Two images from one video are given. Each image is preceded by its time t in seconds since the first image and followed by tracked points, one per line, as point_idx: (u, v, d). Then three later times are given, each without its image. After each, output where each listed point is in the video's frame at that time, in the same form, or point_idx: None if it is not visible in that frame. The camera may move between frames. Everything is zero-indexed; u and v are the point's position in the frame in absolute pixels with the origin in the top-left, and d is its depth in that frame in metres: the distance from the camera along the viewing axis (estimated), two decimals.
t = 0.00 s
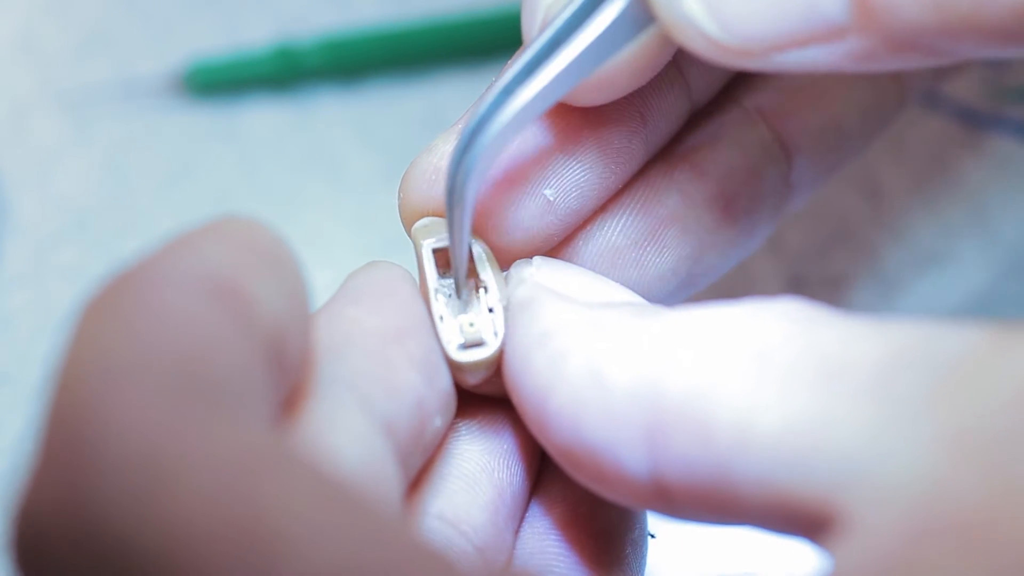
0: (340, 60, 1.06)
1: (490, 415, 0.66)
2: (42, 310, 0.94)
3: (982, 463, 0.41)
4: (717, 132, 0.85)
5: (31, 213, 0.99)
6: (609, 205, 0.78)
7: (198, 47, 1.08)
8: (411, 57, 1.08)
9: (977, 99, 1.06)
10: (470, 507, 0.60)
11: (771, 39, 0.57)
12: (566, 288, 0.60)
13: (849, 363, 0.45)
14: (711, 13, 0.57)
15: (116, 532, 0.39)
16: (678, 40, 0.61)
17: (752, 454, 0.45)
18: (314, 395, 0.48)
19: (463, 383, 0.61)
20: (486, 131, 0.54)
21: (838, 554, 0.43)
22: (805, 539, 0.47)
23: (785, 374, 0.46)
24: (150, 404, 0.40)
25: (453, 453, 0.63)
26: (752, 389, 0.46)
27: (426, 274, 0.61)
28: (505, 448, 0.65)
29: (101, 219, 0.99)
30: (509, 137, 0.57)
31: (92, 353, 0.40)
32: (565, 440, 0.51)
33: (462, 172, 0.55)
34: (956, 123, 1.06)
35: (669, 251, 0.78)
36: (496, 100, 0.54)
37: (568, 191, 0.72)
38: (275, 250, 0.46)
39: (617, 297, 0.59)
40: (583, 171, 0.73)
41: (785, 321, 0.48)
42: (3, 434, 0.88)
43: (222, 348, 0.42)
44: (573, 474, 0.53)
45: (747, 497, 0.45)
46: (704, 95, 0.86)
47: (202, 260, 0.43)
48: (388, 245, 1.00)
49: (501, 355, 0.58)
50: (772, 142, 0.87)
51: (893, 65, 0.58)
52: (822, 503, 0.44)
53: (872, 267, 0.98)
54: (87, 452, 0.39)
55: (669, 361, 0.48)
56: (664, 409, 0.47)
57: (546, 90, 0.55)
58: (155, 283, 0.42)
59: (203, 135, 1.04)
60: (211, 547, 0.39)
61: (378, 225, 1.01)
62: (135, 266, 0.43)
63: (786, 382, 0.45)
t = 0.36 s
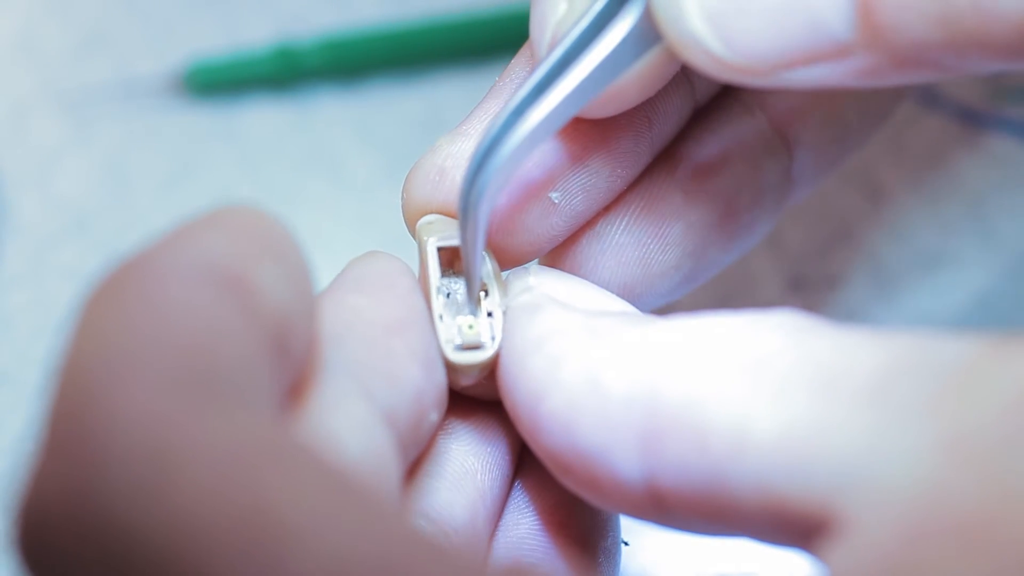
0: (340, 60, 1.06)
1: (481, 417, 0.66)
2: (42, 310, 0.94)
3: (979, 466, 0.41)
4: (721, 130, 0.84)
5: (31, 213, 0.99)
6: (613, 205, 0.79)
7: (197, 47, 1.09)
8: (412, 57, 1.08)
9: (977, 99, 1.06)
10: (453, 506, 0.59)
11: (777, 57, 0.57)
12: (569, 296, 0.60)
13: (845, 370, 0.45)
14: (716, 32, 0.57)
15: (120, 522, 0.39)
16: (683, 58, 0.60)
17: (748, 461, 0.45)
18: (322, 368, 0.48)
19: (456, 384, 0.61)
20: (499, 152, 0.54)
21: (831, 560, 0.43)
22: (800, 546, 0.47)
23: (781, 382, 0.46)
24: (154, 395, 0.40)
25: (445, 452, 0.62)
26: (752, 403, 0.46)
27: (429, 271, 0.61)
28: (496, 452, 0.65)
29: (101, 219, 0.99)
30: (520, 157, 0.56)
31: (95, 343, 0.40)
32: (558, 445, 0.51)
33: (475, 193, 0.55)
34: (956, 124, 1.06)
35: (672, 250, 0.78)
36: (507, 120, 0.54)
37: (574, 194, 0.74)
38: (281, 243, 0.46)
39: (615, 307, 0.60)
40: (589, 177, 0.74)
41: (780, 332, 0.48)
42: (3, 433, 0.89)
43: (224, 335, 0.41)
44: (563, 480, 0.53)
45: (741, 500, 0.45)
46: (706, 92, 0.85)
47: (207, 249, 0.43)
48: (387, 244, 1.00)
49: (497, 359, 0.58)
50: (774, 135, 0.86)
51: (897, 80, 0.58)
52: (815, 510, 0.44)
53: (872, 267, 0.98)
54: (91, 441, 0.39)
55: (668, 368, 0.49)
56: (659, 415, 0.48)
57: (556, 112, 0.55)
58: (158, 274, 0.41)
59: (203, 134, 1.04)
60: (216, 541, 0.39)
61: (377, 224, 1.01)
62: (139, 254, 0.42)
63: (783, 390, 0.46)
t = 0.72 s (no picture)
0: (340, 60, 1.06)
1: (483, 415, 0.65)
2: (42, 311, 0.94)
3: (977, 464, 0.41)
4: (721, 115, 0.83)
5: (31, 213, 0.99)
6: (617, 190, 0.79)
7: (198, 48, 1.09)
8: (412, 57, 1.08)
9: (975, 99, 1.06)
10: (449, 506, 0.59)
11: (775, 52, 0.57)
12: (571, 295, 0.60)
13: (846, 369, 0.45)
14: (712, 24, 0.57)
15: (124, 517, 0.39)
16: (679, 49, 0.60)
17: (749, 460, 0.45)
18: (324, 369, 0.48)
19: (457, 380, 0.61)
20: (496, 138, 0.54)
21: (833, 559, 0.43)
22: (801, 545, 0.47)
23: (785, 381, 0.46)
24: (158, 390, 0.40)
25: (446, 450, 0.62)
26: (755, 405, 0.46)
27: (434, 266, 0.61)
28: (496, 450, 0.65)
29: (101, 219, 0.99)
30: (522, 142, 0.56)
31: (98, 338, 0.40)
32: (559, 443, 0.51)
33: (474, 176, 0.56)
34: (955, 123, 1.06)
35: (673, 237, 0.79)
36: (506, 106, 0.54)
37: (579, 183, 0.74)
38: (286, 235, 0.46)
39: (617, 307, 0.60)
40: (593, 166, 0.74)
41: (782, 330, 0.49)
42: (3, 434, 0.88)
43: (229, 328, 0.41)
44: (564, 478, 0.53)
45: (743, 499, 0.45)
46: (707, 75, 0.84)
47: (210, 243, 0.42)
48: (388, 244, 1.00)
49: (500, 355, 0.57)
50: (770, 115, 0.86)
51: (889, 71, 0.58)
52: (817, 509, 0.44)
53: (872, 266, 0.98)
54: (95, 436, 0.39)
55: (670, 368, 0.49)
56: (660, 414, 0.48)
57: (556, 97, 0.55)
58: (162, 267, 0.41)
59: (203, 135, 1.04)
60: (221, 536, 0.39)
61: (378, 224, 1.01)
62: (142, 248, 0.42)
63: (786, 389, 0.46)
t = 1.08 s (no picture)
0: (340, 60, 1.06)
1: (481, 419, 0.65)
2: (41, 311, 0.94)
3: (976, 466, 0.41)
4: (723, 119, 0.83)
5: (31, 213, 0.99)
6: (618, 198, 0.79)
7: (198, 48, 1.09)
8: (413, 57, 1.08)
9: (975, 99, 1.06)
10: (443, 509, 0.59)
11: (776, 73, 0.57)
12: (573, 301, 0.60)
13: (846, 372, 0.45)
14: (713, 46, 0.57)
15: (126, 515, 0.39)
16: (681, 67, 0.60)
17: (748, 461, 0.45)
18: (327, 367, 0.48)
19: (457, 383, 0.61)
20: (501, 163, 0.55)
21: (833, 561, 0.43)
22: (800, 548, 0.47)
23: (786, 384, 0.46)
24: (162, 389, 0.40)
25: (446, 454, 0.62)
26: (753, 406, 0.46)
27: (435, 269, 0.61)
28: (495, 456, 0.64)
29: (101, 219, 0.99)
30: (532, 162, 0.57)
31: (102, 337, 0.40)
32: (558, 446, 0.51)
33: (481, 196, 0.56)
34: (955, 124, 1.06)
35: (673, 242, 0.79)
36: (512, 128, 0.54)
37: (582, 192, 0.74)
38: (290, 235, 0.46)
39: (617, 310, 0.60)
40: (596, 175, 0.75)
41: (783, 333, 0.49)
42: (4, 434, 0.89)
43: (230, 326, 0.41)
44: (563, 481, 0.53)
45: (743, 500, 0.45)
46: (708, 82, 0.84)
47: (212, 242, 0.42)
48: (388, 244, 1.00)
49: (500, 359, 0.57)
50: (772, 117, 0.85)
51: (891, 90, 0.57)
52: (815, 510, 0.44)
53: (872, 267, 0.98)
54: (98, 434, 0.39)
55: (671, 371, 0.49)
56: (660, 416, 0.48)
57: (559, 124, 0.55)
58: (162, 266, 0.41)
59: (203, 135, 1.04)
60: (223, 536, 0.39)
61: (378, 224, 1.01)
62: (145, 246, 0.42)
63: (787, 391, 0.46)
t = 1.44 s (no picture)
0: (341, 60, 1.06)
1: (483, 416, 0.65)
2: (41, 311, 0.94)
3: (971, 465, 0.41)
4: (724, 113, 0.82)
5: (30, 214, 0.99)
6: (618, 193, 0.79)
7: (198, 48, 1.09)
8: (413, 57, 1.08)
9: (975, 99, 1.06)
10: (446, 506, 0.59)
11: (785, 92, 0.55)
12: (571, 297, 0.60)
13: (848, 372, 0.45)
14: (720, 64, 0.55)
15: (127, 515, 0.39)
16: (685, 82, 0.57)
17: (749, 460, 0.45)
18: (326, 365, 0.48)
19: (457, 380, 0.61)
20: (506, 171, 0.54)
21: (834, 559, 0.43)
22: (801, 547, 0.47)
23: (787, 384, 0.46)
24: (162, 390, 0.40)
25: (447, 452, 0.62)
26: (756, 404, 0.46)
27: (435, 267, 0.61)
28: (497, 456, 0.64)
29: (101, 219, 0.99)
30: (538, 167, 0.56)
31: (102, 337, 0.40)
32: (559, 444, 0.51)
33: (486, 202, 0.56)
34: (956, 123, 1.06)
35: (670, 234, 0.80)
36: (516, 138, 0.53)
37: (583, 189, 0.74)
38: (289, 234, 0.46)
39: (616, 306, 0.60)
40: (597, 172, 0.74)
41: (784, 332, 0.49)
42: (3, 434, 0.89)
43: (228, 325, 0.41)
44: (564, 480, 0.53)
45: (744, 499, 0.45)
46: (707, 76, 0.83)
47: (211, 242, 0.42)
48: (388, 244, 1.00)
49: (502, 355, 0.57)
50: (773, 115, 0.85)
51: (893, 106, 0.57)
52: (815, 508, 0.44)
53: (872, 267, 0.98)
54: (98, 434, 0.39)
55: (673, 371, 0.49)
56: (660, 415, 0.48)
57: (572, 123, 0.53)
58: (162, 263, 0.41)
59: (203, 135, 1.04)
60: (223, 536, 0.39)
61: (378, 224, 1.01)
62: (145, 245, 0.42)
63: (789, 391, 0.46)
